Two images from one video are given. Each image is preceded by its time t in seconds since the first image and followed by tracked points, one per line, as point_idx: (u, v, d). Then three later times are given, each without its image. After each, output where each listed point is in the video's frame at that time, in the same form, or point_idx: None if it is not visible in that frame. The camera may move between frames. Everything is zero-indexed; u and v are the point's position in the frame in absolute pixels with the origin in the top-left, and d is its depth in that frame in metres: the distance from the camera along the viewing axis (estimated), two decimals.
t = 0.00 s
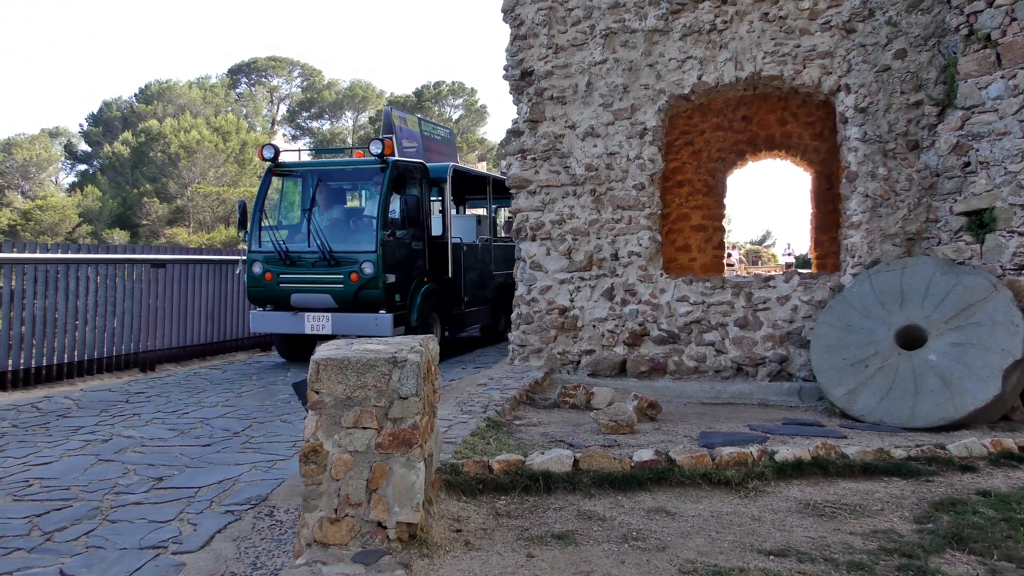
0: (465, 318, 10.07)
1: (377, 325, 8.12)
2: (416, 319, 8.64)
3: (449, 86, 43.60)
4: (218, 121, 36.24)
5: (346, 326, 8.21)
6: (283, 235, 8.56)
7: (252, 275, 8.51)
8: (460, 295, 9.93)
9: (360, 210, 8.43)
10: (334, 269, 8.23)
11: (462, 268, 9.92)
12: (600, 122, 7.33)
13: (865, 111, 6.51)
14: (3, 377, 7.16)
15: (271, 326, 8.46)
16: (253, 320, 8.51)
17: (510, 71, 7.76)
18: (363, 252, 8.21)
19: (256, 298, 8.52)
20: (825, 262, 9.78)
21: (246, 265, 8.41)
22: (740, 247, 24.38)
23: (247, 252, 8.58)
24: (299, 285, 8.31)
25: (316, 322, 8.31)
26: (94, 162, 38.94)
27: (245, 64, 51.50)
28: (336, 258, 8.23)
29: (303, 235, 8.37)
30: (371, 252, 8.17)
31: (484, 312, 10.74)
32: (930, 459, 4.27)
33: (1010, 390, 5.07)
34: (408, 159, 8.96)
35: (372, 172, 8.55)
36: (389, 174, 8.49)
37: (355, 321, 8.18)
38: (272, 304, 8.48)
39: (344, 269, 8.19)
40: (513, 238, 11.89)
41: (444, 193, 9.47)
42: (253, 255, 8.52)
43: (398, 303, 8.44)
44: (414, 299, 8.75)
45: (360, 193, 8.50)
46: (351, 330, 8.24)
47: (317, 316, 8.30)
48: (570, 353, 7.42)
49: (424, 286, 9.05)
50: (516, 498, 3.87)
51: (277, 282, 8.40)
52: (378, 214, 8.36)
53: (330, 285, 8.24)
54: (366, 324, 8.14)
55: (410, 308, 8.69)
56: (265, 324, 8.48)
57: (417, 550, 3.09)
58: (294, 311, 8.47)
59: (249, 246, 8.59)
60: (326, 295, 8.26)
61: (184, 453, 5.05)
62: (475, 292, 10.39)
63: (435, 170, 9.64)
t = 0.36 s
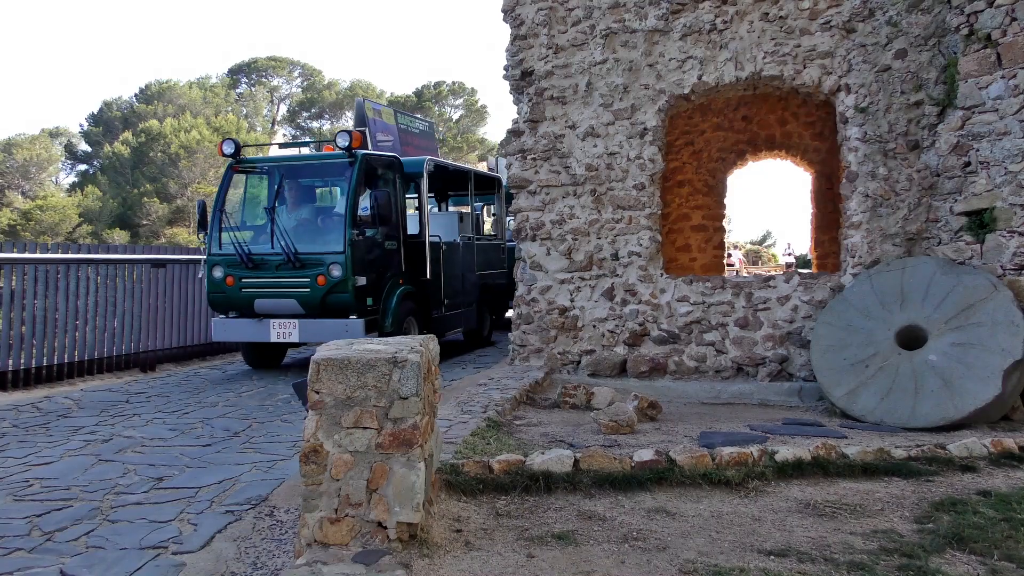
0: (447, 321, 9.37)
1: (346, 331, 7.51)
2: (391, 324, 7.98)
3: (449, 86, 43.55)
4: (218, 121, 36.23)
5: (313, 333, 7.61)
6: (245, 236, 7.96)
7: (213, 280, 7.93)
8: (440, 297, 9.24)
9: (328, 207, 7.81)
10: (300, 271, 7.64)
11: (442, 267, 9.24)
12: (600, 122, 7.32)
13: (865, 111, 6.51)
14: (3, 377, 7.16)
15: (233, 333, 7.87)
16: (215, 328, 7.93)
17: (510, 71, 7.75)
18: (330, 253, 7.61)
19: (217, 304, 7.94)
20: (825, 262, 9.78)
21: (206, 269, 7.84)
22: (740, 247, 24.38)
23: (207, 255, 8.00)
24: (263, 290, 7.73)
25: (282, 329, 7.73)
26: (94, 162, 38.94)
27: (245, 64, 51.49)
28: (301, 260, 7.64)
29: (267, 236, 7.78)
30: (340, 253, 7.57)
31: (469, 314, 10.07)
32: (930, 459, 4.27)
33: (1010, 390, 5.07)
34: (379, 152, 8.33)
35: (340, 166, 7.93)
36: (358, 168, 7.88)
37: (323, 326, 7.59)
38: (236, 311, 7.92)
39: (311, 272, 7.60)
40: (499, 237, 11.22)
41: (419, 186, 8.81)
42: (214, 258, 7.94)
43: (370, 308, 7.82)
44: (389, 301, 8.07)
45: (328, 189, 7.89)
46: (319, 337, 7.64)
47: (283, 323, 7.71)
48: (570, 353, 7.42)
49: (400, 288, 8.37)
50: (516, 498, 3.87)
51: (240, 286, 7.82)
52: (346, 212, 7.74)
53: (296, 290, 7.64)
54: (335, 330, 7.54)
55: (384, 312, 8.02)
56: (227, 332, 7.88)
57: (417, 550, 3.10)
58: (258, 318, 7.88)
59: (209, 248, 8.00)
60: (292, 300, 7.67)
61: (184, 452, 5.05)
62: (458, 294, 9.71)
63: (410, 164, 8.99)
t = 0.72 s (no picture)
0: (424, 325, 8.65)
1: (313, 338, 6.87)
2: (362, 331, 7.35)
3: (449, 86, 43.50)
4: (217, 121, 36.23)
5: (277, 338, 6.95)
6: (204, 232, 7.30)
7: (169, 280, 7.27)
8: (417, 300, 8.55)
9: (295, 201, 7.18)
10: (263, 272, 6.97)
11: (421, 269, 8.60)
12: (600, 122, 7.32)
13: (865, 111, 6.51)
14: (3, 377, 7.16)
15: (191, 338, 7.21)
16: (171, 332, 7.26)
17: (510, 71, 7.75)
18: (295, 252, 6.94)
19: (174, 306, 7.28)
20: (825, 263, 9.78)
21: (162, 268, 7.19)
22: (740, 247, 24.39)
23: (164, 252, 7.35)
24: (222, 291, 7.07)
25: (244, 334, 7.06)
26: (94, 162, 38.92)
27: (245, 64, 51.48)
28: (265, 260, 6.98)
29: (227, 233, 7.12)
30: (306, 252, 6.91)
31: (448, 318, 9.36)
32: (930, 460, 4.27)
33: (1010, 390, 5.07)
34: (352, 143, 7.71)
35: (309, 159, 7.29)
36: (327, 161, 7.25)
37: (287, 332, 6.94)
38: (193, 314, 7.25)
39: (273, 273, 6.93)
40: (483, 237, 10.57)
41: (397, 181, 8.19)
42: (171, 256, 7.28)
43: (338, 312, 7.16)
44: (361, 305, 7.42)
45: (296, 183, 7.26)
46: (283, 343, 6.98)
47: (243, 327, 7.06)
48: (570, 353, 7.42)
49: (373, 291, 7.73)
50: (516, 498, 3.87)
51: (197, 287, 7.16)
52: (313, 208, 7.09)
53: (258, 292, 6.98)
54: (300, 336, 6.90)
55: (355, 316, 7.38)
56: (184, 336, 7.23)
57: (417, 550, 3.10)
58: (219, 321, 7.23)
59: (165, 245, 7.35)
60: (254, 303, 7.01)
61: (183, 452, 5.05)
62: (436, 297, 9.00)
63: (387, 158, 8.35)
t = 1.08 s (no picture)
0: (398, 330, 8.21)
1: (275, 345, 6.44)
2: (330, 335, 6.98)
3: (449, 86, 43.46)
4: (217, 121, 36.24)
5: (236, 346, 6.50)
6: (158, 229, 6.81)
7: (119, 281, 6.77)
8: (391, 303, 8.15)
9: (255, 197, 6.71)
10: (219, 273, 6.51)
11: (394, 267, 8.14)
12: (600, 122, 7.32)
13: (865, 111, 6.52)
14: (3, 377, 7.15)
15: (143, 344, 6.73)
16: (121, 338, 6.78)
17: (510, 71, 7.74)
18: (254, 253, 6.47)
19: (125, 309, 6.77)
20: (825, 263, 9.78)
21: (112, 268, 6.70)
22: (740, 246, 24.41)
23: (112, 250, 6.85)
24: (176, 294, 6.58)
25: (199, 341, 6.59)
26: (94, 162, 38.95)
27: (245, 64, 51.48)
28: (221, 259, 6.51)
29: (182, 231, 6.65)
30: (267, 251, 6.45)
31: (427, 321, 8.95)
32: (930, 460, 4.27)
33: (1010, 390, 5.07)
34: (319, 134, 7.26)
35: (272, 152, 6.83)
36: (291, 153, 6.81)
37: (247, 339, 6.49)
38: (144, 317, 6.75)
39: (231, 274, 6.46)
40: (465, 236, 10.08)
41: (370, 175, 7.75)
42: (122, 255, 6.79)
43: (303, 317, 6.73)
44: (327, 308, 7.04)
45: (257, 177, 6.80)
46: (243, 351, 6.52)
47: (198, 335, 6.58)
48: (570, 352, 7.42)
49: (342, 292, 7.32)
50: (516, 498, 3.87)
51: (150, 289, 6.66)
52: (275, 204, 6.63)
53: (215, 295, 6.51)
54: (261, 343, 6.46)
55: (322, 320, 7.00)
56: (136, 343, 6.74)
57: (417, 550, 3.10)
58: (172, 326, 6.75)
59: (114, 242, 6.85)
60: (210, 306, 6.53)
61: (183, 453, 5.04)
62: (413, 299, 8.59)
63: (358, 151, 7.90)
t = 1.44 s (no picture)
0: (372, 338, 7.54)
1: (229, 354, 5.71)
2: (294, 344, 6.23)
3: (449, 86, 43.45)
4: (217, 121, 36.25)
5: (187, 354, 5.76)
6: (100, 225, 6.06)
7: (57, 282, 6.03)
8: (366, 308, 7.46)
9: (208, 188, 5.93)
10: (167, 273, 5.75)
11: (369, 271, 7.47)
12: (600, 122, 7.32)
13: (865, 111, 6.52)
14: (3, 377, 7.14)
15: (86, 350, 6.00)
16: (63, 344, 6.07)
17: (510, 71, 7.73)
18: (205, 251, 5.71)
19: (63, 314, 6.03)
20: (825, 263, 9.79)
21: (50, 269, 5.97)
22: (740, 246, 24.43)
23: (50, 248, 6.10)
24: (119, 297, 5.83)
25: (147, 348, 5.85)
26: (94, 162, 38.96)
27: (245, 64, 51.48)
28: (170, 258, 5.76)
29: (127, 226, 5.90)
30: (221, 249, 5.70)
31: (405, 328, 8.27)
32: (930, 460, 4.27)
33: (1010, 390, 5.08)
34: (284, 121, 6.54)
35: (228, 138, 6.07)
36: (250, 140, 6.05)
37: (199, 347, 5.75)
38: (87, 323, 6.01)
39: (180, 276, 5.71)
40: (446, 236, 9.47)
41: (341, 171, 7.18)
42: (61, 254, 6.05)
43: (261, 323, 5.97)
44: (292, 313, 6.31)
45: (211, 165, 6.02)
46: (194, 360, 5.78)
47: (145, 340, 5.85)
48: (570, 352, 7.42)
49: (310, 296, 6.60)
50: (516, 498, 3.87)
51: (91, 291, 5.91)
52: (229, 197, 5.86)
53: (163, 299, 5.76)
54: (214, 351, 5.73)
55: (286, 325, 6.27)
56: (80, 349, 6.02)
57: (417, 550, 3.10)
58: (119, 332, 6.01)
59: (52, 240, 6.11)
60: (157, 311, 5.78)
61: (183, 452, 5.04)
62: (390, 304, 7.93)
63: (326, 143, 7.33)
